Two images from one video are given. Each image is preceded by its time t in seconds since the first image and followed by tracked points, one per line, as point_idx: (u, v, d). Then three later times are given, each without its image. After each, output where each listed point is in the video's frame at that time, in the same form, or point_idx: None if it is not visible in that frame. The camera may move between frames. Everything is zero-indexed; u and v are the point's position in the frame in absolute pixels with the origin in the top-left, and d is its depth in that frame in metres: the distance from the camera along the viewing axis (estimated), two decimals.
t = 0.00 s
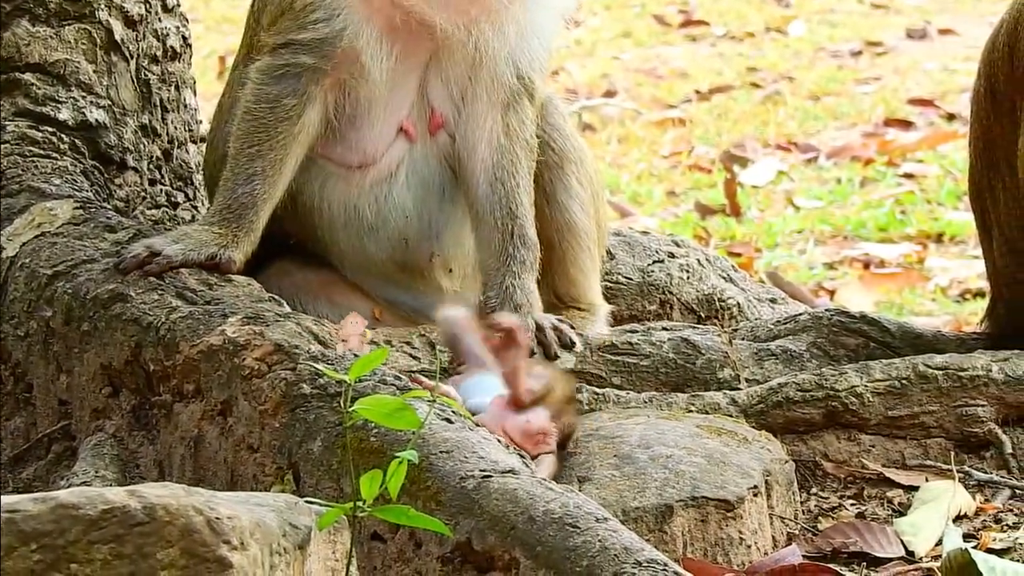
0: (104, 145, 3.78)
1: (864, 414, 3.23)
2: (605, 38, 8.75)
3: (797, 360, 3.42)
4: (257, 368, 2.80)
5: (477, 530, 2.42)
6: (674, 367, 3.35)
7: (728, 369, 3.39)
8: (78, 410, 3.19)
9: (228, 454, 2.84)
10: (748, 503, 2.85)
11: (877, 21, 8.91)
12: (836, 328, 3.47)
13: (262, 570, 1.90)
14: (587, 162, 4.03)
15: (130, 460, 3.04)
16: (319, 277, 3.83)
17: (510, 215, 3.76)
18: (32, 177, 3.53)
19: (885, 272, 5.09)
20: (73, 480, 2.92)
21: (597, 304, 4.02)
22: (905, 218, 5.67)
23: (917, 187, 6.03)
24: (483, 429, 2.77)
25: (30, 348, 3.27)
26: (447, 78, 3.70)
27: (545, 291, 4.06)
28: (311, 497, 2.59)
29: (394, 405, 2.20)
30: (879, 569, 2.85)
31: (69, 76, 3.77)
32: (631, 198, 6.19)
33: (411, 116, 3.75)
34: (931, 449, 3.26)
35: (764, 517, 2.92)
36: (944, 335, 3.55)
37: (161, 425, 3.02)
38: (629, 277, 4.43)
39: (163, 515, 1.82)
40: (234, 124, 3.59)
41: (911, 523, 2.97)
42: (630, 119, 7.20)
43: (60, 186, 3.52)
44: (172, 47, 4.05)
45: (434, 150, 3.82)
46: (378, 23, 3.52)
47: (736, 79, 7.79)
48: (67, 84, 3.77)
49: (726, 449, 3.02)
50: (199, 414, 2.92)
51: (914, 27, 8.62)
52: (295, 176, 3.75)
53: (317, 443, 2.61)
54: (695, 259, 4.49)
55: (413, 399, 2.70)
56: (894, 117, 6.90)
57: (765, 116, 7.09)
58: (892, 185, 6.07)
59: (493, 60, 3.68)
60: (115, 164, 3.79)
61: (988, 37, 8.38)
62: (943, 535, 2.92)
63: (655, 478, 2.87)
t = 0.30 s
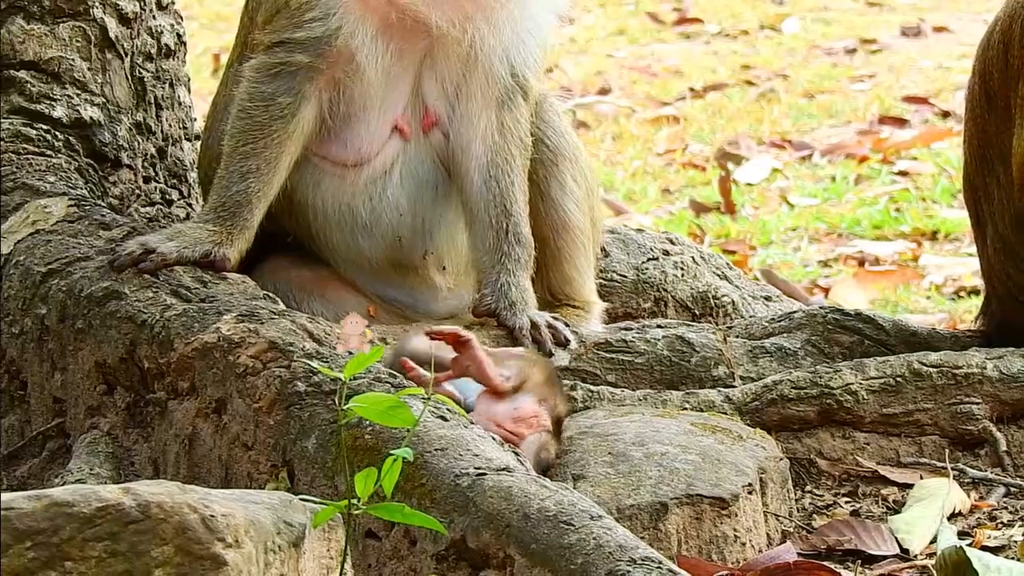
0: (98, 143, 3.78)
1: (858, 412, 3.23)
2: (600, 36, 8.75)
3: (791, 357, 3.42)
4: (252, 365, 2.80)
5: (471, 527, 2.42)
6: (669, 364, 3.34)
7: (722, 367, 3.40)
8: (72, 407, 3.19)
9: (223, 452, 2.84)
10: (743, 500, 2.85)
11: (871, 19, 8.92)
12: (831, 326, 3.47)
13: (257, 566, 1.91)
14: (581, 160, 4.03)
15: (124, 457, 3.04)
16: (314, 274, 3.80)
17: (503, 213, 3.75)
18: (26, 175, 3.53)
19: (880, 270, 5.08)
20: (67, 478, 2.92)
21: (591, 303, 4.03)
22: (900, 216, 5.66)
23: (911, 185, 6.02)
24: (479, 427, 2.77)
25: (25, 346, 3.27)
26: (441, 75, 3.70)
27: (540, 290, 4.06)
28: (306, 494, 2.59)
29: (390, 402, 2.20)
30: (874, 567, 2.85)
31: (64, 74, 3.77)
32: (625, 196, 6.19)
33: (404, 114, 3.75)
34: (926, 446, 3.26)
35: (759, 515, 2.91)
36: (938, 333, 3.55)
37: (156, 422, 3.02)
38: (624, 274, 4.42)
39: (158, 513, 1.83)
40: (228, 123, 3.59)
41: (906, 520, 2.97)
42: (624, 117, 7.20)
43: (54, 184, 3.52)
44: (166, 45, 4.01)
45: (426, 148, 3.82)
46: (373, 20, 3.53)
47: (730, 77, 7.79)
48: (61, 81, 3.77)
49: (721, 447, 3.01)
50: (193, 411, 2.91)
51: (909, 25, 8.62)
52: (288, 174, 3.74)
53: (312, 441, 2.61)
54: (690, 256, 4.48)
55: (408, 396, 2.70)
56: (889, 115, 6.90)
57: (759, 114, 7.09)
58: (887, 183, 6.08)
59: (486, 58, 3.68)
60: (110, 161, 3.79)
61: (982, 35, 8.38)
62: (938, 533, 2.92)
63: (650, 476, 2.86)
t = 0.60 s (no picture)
0: (94, 140, 3.78)
1: (855, 410, 3.22)
2: (597, 33, 8.75)
3: (788, 355, 3.42)
4: (247, 363, 2.80)
5: (467, 525, 2.42)
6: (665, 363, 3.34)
7: (719, 364, 3.39)
8: (69, 404, 3.19)
9: (219, 450, 2.84)
10: (739, 498, 2.85)
11: (869, 17, 8.91)
12: (828, 324, 3.47)
13: (253, 564, 1.91)
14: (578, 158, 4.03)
15: (121, 455, 3.04)
16: (311, 272, 3.79)
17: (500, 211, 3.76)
18: (23, 173, 3.53)
19: (876, 267, 5.08)
20: (63, 476, 2.92)
21: (588, 300, 4.03)
22: (897, 213, 5.66)
23: (908, 182, 6.02)
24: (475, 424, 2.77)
25: (21, 343, 3.27)
26: (439, 74, 3.70)
27: (536, 287, 4.06)
28: (302, 492, 2.59)
29: (386, 400, 2.20)
30: (870, 565, 2.85)
31: (60, 71, 3.75)
32: (622, 192, 6.19)
33: (401, 112, 3.75)
34: (922, 444, 3.26)
35: (755, 513, 2.91)
36: (934, 331, 3.55)
37: (152, 420, 3.02)
38: (619, 272, 4.44)
39: (154, 511, 1.83)
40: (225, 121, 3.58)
41: (903, 518, 2.97)
42: (620, 114, 7.20)
43: (50, 181, 3.52)
44: (162, 42, 4.04)
45: (423, 146, 3.81)
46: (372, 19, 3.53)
47: (727, 74, 7.79)
48: (57, 78, 3.75)
49: (716, 445, 3.01)
50: (190, 409, 2.91)
51: (906, 22, 8.62)
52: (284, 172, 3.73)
53: (308, 439, 2.61)
54: (687, 254, 4.47)
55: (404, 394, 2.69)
56: (886, 112, 6.89)
57: (756, 112, 7.09)
58: (885, 180, 6.06)
59: (484, 56, 3.68)
60: (106, 159, 3.80)
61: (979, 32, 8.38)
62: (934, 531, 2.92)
63: (646, 474, 2.86)
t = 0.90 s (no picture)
0: (93, 136, 3.78)
1: (853, 407, 3.22)
2: (595, 31, 8.76)
3: (785, 352, 3.42)
4: (246, 359, 2.80)
5: (465, 522, 2.42)
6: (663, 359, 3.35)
7: (717, 361, 3.39)
8: (67, 401, 3.19)
9: (217, 445, 2.84)
10: (737, 495, 2.85)
11: (867, 14, 8.91)
12: (826, 321, 3.47)
13: (252, 560, 1.91)
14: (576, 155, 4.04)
15: (119, 451, 3.04)
16: (310, 270, 3.78)
17: (499, 208, 3.76)
18: (21, 169, 3.54)
19: (874, 265, 5.08)
20: (61, 472, 2.93)
21: (587, 297, 4.03)
22: (895, 211, 5.66)
23: (906, 180, 6.01)
24: (473, 421, 2.76)
25: (20, 339, 3.28)
26: (438, 71, 3.70)
27: (535, 285, 4.06)
28: (300, 489, 2.59)
29: (383, 397, 2.19)
30: (867, 562, 2.85)
31: (59, 67, 3.76)
32: (620, 190, 6.19)
33: (400, 109, 3.75)
34: (920, 442, 3.26)
35: (753, 510, 2.92)
36: (933, 328, 3.55)
37: (150, 416, 3.02)
38: (618, 269, 4.44)
39: (152, 507, 1.83)
40: (224, 117, 3.58)
41: (901, 515, 2.97)
42: (618, 112, 7.20)
43: (48, 177, 3.52)
44: (160, 39, 4.03)
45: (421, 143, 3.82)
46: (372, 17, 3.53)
47: (725, 72, 7.79)
48: (56, 75, 3.76)
49: (715, 442, 3.01)
50: (188, 405, 2.92)
51: (904, 20, 8.61)
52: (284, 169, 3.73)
53: (305, 435, 2.61)
54: (684, 251, 4.48)
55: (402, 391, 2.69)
56: (884, 110, 6.88)
57: (754, 109, 7.08)
58: (882, 178, 6.06)
59: (484, 52, 3.68)
60: (104, 155, 3.80)
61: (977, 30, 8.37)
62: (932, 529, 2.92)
63: (644, 470, 2.86)
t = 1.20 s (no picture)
0: (94, 134, 3.79)
1: (854, 404, 3.22)
2: (596, 28, 8.76)
3: (786, 350, 3.42)
4: (246, 356, 2.80)
5: (466, 519, 2.42)
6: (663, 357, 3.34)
7: (717, 359, 3.40)
8: (68, 397, 3.19)
9: (217, 442, 2.84)
10: (738, 493, 2.85)
11: (868, 11, 8.91)
12: (826, 319, 3.47)
13: (252, 558, 1.92)
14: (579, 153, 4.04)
15: (120, 448, 3.05)
16: (309, 265, 3.74)
17: (499, 207, 3.75)
18: (22, 166, 3.53)
19: (875, 262, 5.08)
20: (62, 468, 2.93)
21: (587, 295, 4.04)
22: (896, 208, 5.66)
23: (907, 178, 6.01)
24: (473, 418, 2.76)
25: (21, 336, 3.28)
26: (441, 68, 3.71)
27: (535, 283, 4.06)
28: (300, 486, 2.59)
29: (383, 393, 2.19)
30: (868, 560, 2.85)
31: (59, 64, 3.75)
32: (621, 187, 6.19)
33: (403, 107, 3.75)
34: (921, 439, 3.26)
35: (753, 507, 2.92)
36: (934, 326, 3.54)
37: (150, 413, 3.02)
38: (619, 267, 4.43)
39: (152, 503, 1.83)
40: (225, 114, 3.58)
41: (901, 513, 2.97)
42: (620, 109, 7.20)
43: (49, 174, 3.53)
44: (161, 36, 4.03)
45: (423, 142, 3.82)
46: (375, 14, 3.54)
47: (726, 69, 7.79)
48: (57, 72, 3.74)
49: (715, 440, 3.01)
50: (188, 402, 2.92)
51: (905, 17, 8.61)
52: (286, 166, 3.73)
53: (306, 432, 2.61)
54: (685, 248, 4.48)
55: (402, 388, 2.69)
56: (885, 107, 6.88)
57: (755, 106, 7.08)
58: (882, 175, 6.06)
59: (486, 50, 3.68)
60: (105, 152, 3.80)
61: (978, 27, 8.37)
62: (933, 526, 2.92)
63: (645, 468, 2.86)
